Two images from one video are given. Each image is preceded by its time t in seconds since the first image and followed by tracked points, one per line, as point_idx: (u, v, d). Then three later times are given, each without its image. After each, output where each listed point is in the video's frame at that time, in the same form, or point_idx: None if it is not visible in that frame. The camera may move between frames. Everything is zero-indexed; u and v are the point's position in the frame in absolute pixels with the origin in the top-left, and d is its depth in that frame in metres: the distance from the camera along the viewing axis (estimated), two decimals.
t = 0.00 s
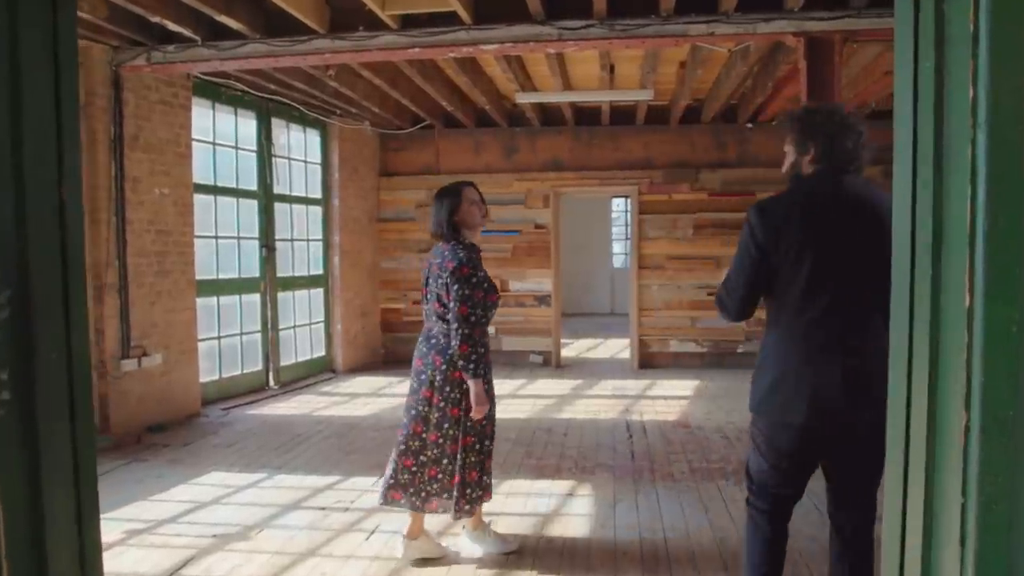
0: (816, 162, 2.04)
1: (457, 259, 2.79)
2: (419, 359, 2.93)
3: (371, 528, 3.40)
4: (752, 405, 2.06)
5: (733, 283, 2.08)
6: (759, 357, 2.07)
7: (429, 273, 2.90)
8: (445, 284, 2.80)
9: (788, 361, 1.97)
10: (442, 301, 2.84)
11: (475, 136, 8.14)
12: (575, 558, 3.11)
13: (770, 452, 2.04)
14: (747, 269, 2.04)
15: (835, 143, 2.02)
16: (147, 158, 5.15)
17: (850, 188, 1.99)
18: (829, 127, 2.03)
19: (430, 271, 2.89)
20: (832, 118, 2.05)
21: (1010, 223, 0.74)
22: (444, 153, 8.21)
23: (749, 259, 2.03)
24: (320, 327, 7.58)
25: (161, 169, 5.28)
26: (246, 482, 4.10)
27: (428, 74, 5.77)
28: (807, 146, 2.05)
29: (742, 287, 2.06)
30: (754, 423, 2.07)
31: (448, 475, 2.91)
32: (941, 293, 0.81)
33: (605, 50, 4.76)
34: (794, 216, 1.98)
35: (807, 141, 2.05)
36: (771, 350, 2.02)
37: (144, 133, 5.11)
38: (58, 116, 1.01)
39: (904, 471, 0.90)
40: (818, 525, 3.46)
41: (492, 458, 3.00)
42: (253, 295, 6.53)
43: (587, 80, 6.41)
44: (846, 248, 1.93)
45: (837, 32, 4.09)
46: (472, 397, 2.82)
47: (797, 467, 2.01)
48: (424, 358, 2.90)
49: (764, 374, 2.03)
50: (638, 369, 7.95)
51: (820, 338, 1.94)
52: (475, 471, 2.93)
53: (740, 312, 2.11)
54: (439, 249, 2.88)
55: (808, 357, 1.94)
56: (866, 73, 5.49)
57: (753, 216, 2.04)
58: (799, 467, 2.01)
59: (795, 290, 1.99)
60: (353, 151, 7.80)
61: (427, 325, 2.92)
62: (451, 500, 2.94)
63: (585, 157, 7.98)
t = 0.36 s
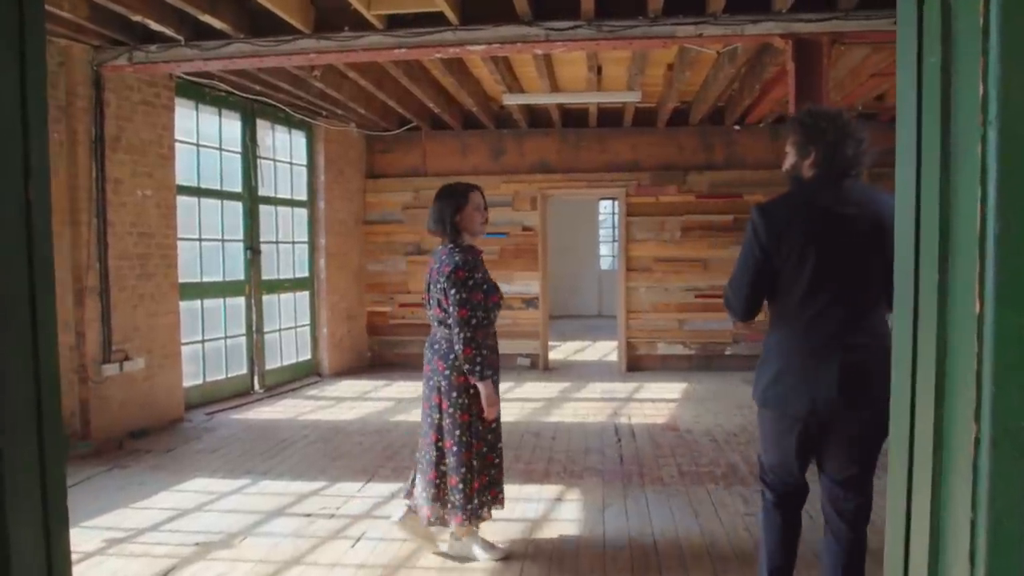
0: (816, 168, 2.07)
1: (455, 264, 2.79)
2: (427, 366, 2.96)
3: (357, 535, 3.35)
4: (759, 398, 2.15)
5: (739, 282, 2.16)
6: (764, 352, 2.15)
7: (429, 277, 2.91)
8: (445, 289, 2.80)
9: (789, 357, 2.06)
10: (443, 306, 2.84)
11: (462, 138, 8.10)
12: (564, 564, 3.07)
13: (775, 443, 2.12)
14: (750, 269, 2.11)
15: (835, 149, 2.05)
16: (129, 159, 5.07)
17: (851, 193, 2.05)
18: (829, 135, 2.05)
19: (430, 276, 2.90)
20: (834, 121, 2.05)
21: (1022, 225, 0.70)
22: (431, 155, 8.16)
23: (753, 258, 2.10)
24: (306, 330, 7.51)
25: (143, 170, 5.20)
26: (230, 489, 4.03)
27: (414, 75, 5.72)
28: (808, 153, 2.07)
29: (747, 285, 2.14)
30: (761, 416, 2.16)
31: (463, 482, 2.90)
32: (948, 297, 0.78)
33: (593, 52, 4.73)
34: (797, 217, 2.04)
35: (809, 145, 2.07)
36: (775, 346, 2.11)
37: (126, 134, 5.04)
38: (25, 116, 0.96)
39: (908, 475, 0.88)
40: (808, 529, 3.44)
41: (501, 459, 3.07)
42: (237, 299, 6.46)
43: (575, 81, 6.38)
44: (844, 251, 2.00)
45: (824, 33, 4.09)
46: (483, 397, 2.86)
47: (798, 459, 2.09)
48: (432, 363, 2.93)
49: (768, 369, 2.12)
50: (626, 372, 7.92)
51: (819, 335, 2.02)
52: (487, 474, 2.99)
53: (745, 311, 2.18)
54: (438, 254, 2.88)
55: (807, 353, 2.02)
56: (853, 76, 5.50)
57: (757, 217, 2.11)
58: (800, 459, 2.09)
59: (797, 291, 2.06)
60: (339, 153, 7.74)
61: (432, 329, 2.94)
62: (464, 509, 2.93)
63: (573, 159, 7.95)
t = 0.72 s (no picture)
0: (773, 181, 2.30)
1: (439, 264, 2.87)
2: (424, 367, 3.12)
3: (343, 541, 3.30)
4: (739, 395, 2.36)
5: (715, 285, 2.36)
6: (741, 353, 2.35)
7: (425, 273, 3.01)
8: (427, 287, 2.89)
9: (763, 359, 2.25)
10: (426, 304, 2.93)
11: (449, 139, 8.06)
12: (553, 569, 3.03)
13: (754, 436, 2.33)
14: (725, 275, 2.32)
15: (787, 162, 2.28)
16: (111, 160, 5.01)
17: (810, 203, 2.26)
18: (780, 150, 2.29)
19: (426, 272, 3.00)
20: (786, 139, 2.29)
21: None
22: (418, 156, 8.12)
23: (727, 266, 2.30)
24: (291, 333, 7.44)
25: (125, 171, 5.13)
26: (214, 494, 3.98)
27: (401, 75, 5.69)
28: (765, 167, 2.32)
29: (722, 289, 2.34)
30: (740, 412, 2.36)
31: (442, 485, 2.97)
32: (953, 299, 0.76)
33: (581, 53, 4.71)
34: (765, 229, 2.23)
35: (765, 160, 2.33)
36: (751, 348, 2.31)
37: (108, 134, 4.97)
38: None
39: (911, 481, 0.87)
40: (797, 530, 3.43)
41: (491, 466, 3.06)
42: (222, 301, 6.39)
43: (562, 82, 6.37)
44: (810, 258, 2.19)
45: (812, 35, 4.09)
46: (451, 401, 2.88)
47: (775, 450, 2.29)
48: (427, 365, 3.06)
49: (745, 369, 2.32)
50: (614, 374, 7.91)
51: (790, 339, 2.22)
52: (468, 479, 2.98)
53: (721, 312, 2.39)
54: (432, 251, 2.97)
55: (779, 356, 2.22)
56: (840, 78, 5.50)
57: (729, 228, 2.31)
58: (777, 449, 2.29)
59: (767, 297, 2.26)
60: (325, 154, 7.69)
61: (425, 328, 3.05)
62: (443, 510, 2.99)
63: (560, 160, 7.94)
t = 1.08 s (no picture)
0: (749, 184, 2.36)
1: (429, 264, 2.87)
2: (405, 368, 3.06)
3: (329, 546, 3.26)
4: (719, 396, 2.40)
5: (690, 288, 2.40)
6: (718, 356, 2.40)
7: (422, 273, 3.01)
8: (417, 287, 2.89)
9: (748, 360, 2.31)
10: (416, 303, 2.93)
11: (437, 140, 8.02)
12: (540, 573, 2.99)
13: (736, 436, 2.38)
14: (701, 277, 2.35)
15: (765, 164, 2.36)
16: (94, 159, 4.94)
17: (784, 206, 2.34)
18: (763, 152, 2.35)
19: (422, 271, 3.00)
20: (765, 142, 2.36)
21: None
22: (406, 156, 8.08)
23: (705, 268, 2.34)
24: (277, 334, 7.38)
25: (108, 171, 5.06)
26: (198, 499, 3.93)
27: (388, 75, 5.65)
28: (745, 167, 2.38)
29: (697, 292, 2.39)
30: (720, 413, 2.40)
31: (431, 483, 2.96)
32: (957, 300, 0.74)
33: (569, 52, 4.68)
34: (743, 232, 2.29)
35: (743, 162, 2.40)
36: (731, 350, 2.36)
37: (90, 133, 4.91)
38: None
39: (911, 488, 0.86)
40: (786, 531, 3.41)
41: (472, 468, 2.99)
42: (207, 302, 6.32)
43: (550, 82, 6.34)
44: (786, 259, 2.30)
45: (801, 36, 4.09)
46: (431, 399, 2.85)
47: (759, 447, 2.35)
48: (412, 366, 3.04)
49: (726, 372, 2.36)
50: (602, 375, 7.89)
51: (773, 338, 2.30)
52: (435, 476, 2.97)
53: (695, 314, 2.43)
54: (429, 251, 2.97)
55: (765, 356, 2.29)
56: (828, 79, 5.51)
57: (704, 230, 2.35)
58: (762, 448, 2.35)
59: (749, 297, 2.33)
60: (311, 154, 7.63)
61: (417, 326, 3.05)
62: (414, 507, 2.98)
63: (548, 160, 7.91)
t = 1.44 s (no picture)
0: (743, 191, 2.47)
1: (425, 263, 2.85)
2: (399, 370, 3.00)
3: (318, 548, 3.23)
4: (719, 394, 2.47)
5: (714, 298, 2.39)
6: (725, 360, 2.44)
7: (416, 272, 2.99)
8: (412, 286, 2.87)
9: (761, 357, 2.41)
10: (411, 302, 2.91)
11: (426, 139, 7.99)
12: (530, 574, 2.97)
13: (736, 432, 2.46)
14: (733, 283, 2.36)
15: (753, 167, 2.50)
16: (79, 158, 4.89)
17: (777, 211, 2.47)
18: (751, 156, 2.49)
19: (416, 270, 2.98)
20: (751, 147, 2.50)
21: None
22: (395, 155, 8.04)
23: (735, 273, 2.36)
24: (266, 334, 7.33)
25: (94, 170, 5.01)
26: (185, 500, 3.89)
27: (377, 74, 5.61)
28: (735, 171, 2.51)
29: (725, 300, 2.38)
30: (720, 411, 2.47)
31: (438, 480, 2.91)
32: (956, 297, 0.73)
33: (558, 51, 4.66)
34: (750, 238, 2.39)
35: (735, 167, 2.50)
36: (743, 352, 2.43)
37: (76, 131, 4.86)
38: None
39: (908, 488, 0.85)
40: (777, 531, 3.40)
41: (472, 464, 2.98)
42: (194, 302, 6.27)
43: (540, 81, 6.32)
44: (785, 263, 2.44)
45: (791, 35, 4.09)
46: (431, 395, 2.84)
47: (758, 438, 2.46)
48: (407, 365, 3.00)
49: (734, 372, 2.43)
50: (592, 374, 7.88)
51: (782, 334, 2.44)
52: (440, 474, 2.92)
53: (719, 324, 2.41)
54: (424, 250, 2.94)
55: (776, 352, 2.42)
56: (817, 78, 5.52)
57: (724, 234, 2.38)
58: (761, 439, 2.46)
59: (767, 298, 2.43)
60: (300, 153, 7.58)
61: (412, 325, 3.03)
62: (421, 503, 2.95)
63: (538, 159, 7.90)
